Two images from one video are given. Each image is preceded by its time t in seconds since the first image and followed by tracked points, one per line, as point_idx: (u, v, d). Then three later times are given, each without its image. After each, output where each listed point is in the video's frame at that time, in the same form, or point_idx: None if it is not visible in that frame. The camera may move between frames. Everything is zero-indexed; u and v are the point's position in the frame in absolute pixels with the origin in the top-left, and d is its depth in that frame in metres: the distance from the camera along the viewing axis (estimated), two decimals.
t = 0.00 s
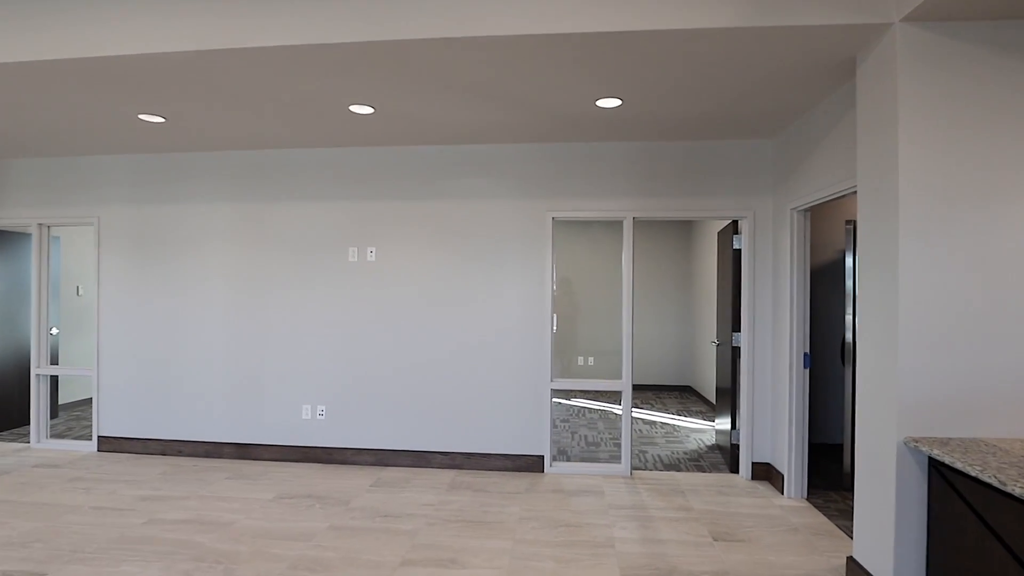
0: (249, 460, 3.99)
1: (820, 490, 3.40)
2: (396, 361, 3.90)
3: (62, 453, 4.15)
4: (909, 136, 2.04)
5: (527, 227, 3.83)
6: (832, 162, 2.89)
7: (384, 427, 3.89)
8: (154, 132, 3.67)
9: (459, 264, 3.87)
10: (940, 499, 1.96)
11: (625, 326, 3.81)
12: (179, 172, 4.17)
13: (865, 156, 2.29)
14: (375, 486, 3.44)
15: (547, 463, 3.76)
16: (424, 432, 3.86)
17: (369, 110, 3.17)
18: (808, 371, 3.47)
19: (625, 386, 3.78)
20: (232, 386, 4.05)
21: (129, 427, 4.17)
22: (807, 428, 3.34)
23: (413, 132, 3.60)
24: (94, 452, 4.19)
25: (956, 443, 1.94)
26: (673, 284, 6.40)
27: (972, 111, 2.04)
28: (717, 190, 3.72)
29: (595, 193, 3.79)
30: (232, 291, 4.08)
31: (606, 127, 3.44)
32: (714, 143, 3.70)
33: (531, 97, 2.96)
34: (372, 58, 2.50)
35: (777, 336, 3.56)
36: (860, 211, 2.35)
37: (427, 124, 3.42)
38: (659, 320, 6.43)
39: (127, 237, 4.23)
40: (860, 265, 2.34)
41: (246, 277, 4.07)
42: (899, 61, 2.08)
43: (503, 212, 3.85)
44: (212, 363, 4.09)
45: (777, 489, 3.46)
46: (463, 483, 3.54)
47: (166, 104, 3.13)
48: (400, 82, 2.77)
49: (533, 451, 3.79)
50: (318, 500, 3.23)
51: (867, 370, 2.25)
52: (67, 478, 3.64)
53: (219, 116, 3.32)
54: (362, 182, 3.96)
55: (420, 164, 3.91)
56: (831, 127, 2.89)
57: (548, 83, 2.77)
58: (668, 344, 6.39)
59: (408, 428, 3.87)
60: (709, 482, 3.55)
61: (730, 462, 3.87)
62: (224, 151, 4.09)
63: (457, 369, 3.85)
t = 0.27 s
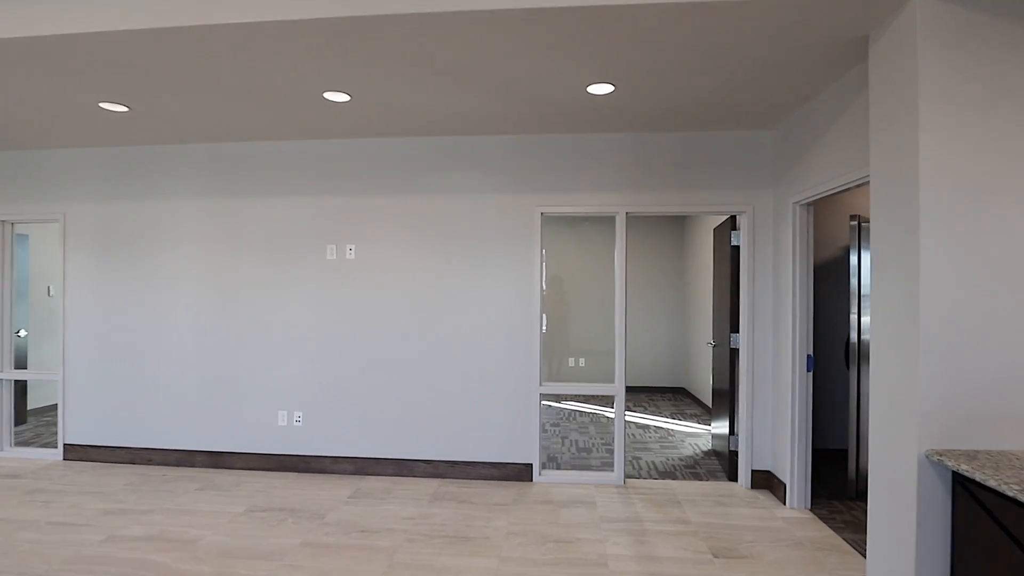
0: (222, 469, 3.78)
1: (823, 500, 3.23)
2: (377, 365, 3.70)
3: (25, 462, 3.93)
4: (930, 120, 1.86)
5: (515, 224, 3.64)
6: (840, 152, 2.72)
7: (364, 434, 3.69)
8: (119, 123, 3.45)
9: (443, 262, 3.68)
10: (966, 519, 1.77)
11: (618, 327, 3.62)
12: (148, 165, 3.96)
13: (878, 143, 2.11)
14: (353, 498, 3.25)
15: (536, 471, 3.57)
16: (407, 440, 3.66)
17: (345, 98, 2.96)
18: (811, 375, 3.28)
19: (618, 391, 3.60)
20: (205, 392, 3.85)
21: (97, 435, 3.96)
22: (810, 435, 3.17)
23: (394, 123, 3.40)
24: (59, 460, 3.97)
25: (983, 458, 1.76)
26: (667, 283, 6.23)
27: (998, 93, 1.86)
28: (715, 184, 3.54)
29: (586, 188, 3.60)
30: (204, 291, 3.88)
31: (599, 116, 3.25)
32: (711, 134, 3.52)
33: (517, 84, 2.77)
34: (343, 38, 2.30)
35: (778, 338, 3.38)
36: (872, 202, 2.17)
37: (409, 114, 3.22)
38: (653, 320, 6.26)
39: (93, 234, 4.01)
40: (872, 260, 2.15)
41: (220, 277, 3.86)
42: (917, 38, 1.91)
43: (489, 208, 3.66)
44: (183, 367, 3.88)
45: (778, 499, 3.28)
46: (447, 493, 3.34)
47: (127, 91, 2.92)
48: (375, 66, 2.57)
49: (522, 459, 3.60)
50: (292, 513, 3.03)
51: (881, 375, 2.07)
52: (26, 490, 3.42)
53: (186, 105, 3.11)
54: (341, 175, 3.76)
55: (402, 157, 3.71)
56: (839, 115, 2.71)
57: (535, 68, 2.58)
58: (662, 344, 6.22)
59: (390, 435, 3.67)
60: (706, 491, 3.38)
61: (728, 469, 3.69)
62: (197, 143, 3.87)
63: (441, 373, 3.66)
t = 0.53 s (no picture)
0: (191, 481, 3.57)
1: (823, 510, 3.09)
2: (355, 370, 3.51)
3: None
4: (949, 105, 1.72)
5: (499, 221, 3.47)
6: (842, 144, 2.57)
7: (341, 443, 3.50)
8: (78, 113, 3.24)
9: (425, 262, 3.50)
10: (994, 539, 1.62)
11: (609, 330, 3.46)
12: (114, 160, 3.75)
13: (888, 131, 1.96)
14: (328, 512, 3.05)
15: (522, 482, 3.39)
16: (386, 449, 3.47)
17: (318, 85, 2.76)
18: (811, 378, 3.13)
19: (609, 396, 3.43)
20: (173, 399, 3.64)
21: (58, 444, 3.73)
22: (811, 443, 3.02)
23: (372, 114, 3.22)
24: (18, 472, 3.74)
25: (1012, 472, 1.62)
26: (658, 283, 6.08)
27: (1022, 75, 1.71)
28: (708, 179, 3.38)
29: (575, 184, 3.44)
30: (172, 293, 3.67)
31: (589, 107, 3.09)
32: (705, 128, 3.37)
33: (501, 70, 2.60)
34: (310, 16, 2.11)
35: (776, 340, 3.23)
36: (884, 194, 2.02)
37: (389, 104, 3.04)
38: (643, 322, 6.11)
39: (55, 232, 3.79)
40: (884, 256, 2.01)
41: (189, 278, 3.66)
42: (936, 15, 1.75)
43: (473, 205, 3.48)
44: (150, 373, 3.67)
45: (776, 510, 3.11)
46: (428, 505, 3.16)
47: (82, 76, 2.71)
48: (347, 48, 2.39)
49: (507, 468, 3.42)
50: (260, 530, 2.83)
51: (895, 379, 1.93)
52: None
53: (147, 92, 2.91)
54: (317, 171, 3.57)
55: (381, 151, 3.53)
56: (841, 105, 2.56)
57: (519, 52, 2.40)
58: (653, 346, 6.07)
59: (369, 443, 3.48)
60: (699, 502, 3.21)
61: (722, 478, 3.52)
62: (166, 135, 3.67)
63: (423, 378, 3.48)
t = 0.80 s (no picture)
0: (149, 494, 3.33)
1: (815, 516, 3.00)
2: (328, 373, 3.31)
3: None
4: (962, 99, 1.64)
5: (480, 216, 3.30)
6: (841, 137, 2.46)
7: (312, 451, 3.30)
8: (20, 96, 2.96)
9: (402, 259, 3.31)
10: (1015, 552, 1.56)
11: (595, 331, 3.32)
12: (62, 148, 3.46)
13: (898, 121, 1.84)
14: (296, 526, 2.85)
15: (505, 490, 3.23)
16: (360, 457, 3.28)
17: (284, 67, 2.54)
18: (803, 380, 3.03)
19: (595, 399, 3.29)
20: (129, 406, 3.38)
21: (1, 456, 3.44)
22: (804, 446, 2.92)
23: (345, 101, 3.01)
24: None
25: None
26: (642, 281, 5.98)
27: None
28: (698, 174, 3.26)
29: (560, 178, 3.29)
30: (127, 292, 3.41)
31: (577, 96, 2.93)
32: (695, 121, 3.25)
33: (484, 54, 2.43)
34: None
35: (767, 341, 3.12)
36: (891, 192, 1.95)
37: (364, 89, 2.84)
38: (627, 319, 6.00)
39: None
40: (891, 257, 1.94)
41: (146, 275, 3.40)
42: None
43: (453, 199, 3.30)
44: (103, 378, 3.40)
45: (768, 516, 3.02)
46: (405, 517, 2.98)
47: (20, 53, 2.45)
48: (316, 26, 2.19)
49: (488, 476, 3.26)
50: (222, 548, 2.61)
51: (904, 385, 1.88)
52: None
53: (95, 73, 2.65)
54: (286, 161, 3.35)
55: (355, 142, 3.32)
56: (840, 95, 2.45)
57: (504, 35, 2.23)
58: (636, 345, 5.97)
59: (342, 451, 3.29)
60: (688, 509, 3.09)
61: (709, 482, 3.41)
62: (124, 121, 3.39)
63: (400, 382, 3.29)
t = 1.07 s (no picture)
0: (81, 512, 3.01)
1: (801, 524, 2.88)
2: (284, 378, 3.04)
3: None
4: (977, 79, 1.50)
5: (451, 209, 3.08)
6: (832, 127, 2.32)
7: (265, 463, 3.03)
8: None
9: (366, 254, 3.07)
10: None
11: (572, 332, 3.13)
12: None
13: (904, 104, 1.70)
14: (245, 547, 2.58)
15: (476, 502, 3.02)
16: (319, 468, 3.03)
17: (232, 37, 2.29)
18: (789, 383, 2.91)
19: (573, 405, 3.10)
20: (58, 415, 3.05)
21: None
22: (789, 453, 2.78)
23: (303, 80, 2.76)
24: None
25: None
26: (619, 280, 5.84)
27: None
28: (680, 168, 3.11)
29: (536, 169, 3.09)
30: (57, 288, 3.07)
31: (555, 80, 2.74)
32: (678, 111, 3.10)
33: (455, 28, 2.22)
34: None
35: (752, 342, 2.99)
36: (893, 182, 1.81)
37: (323, 67, 2.60)
38: (605, 320, 5.86)
39: None
40: (891, 255, 1.81)
41: (78, 271, 3.06)
42: None
43: (421, 190, 3.07)
44: (29, 385, 3.06)
45: (752, 525, 2.88)
46: (366, 534, 2.74)
47: None
48: None
49: (458, 487, 3.04)
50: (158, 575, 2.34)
51: (905, 391, 1.74)
52: None
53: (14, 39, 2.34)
54: (238, 147, 3.07)
55: (315, 127, 3.07)
56: (830, 82, 2.32)
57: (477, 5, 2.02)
58: (613, 346, 5.82)
59: (299, 462, 3.03)
60: (669, 519, 2.93)
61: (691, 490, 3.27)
62: (52, 100, 3.05)
63: (363, 387, 3.05)
